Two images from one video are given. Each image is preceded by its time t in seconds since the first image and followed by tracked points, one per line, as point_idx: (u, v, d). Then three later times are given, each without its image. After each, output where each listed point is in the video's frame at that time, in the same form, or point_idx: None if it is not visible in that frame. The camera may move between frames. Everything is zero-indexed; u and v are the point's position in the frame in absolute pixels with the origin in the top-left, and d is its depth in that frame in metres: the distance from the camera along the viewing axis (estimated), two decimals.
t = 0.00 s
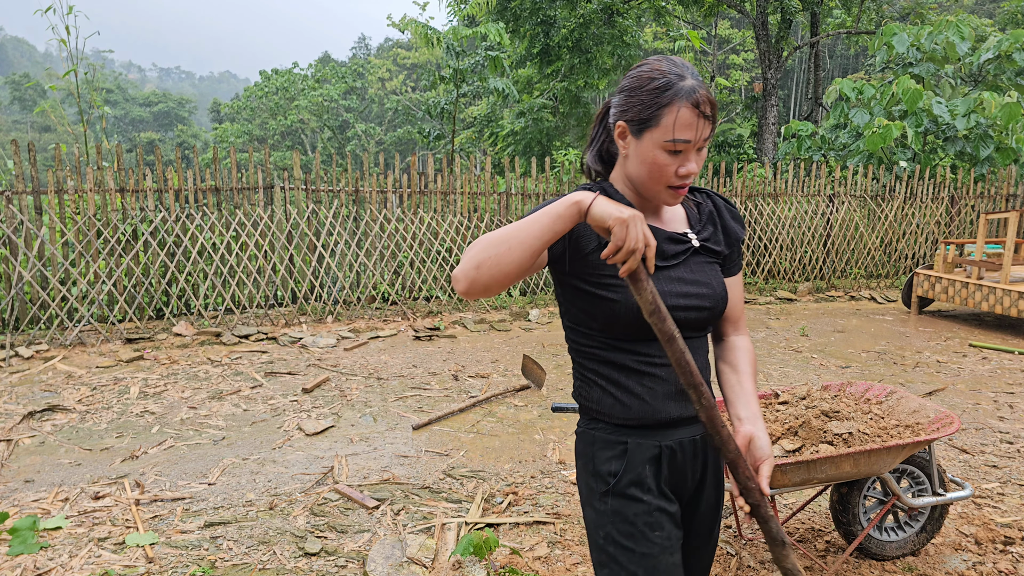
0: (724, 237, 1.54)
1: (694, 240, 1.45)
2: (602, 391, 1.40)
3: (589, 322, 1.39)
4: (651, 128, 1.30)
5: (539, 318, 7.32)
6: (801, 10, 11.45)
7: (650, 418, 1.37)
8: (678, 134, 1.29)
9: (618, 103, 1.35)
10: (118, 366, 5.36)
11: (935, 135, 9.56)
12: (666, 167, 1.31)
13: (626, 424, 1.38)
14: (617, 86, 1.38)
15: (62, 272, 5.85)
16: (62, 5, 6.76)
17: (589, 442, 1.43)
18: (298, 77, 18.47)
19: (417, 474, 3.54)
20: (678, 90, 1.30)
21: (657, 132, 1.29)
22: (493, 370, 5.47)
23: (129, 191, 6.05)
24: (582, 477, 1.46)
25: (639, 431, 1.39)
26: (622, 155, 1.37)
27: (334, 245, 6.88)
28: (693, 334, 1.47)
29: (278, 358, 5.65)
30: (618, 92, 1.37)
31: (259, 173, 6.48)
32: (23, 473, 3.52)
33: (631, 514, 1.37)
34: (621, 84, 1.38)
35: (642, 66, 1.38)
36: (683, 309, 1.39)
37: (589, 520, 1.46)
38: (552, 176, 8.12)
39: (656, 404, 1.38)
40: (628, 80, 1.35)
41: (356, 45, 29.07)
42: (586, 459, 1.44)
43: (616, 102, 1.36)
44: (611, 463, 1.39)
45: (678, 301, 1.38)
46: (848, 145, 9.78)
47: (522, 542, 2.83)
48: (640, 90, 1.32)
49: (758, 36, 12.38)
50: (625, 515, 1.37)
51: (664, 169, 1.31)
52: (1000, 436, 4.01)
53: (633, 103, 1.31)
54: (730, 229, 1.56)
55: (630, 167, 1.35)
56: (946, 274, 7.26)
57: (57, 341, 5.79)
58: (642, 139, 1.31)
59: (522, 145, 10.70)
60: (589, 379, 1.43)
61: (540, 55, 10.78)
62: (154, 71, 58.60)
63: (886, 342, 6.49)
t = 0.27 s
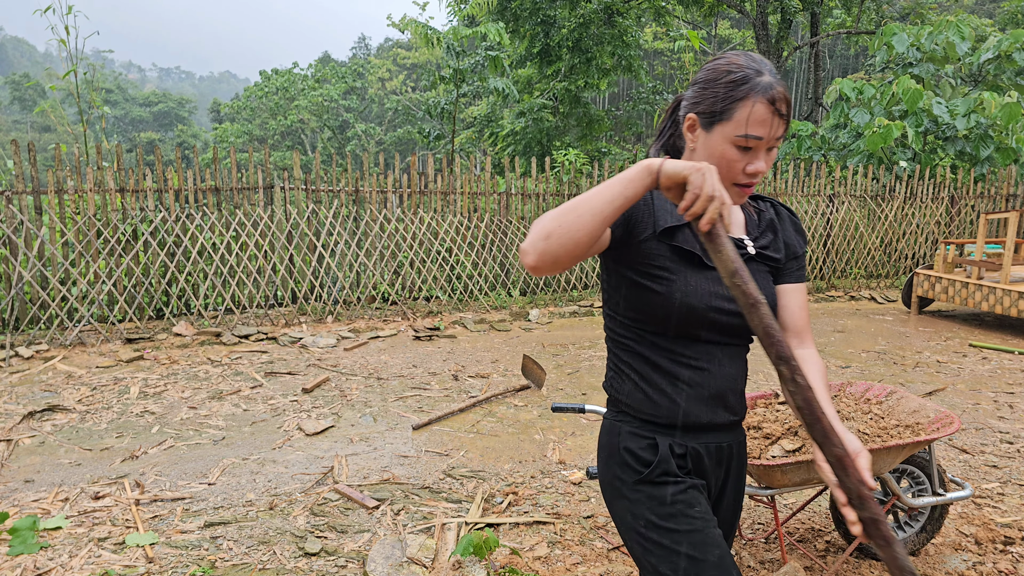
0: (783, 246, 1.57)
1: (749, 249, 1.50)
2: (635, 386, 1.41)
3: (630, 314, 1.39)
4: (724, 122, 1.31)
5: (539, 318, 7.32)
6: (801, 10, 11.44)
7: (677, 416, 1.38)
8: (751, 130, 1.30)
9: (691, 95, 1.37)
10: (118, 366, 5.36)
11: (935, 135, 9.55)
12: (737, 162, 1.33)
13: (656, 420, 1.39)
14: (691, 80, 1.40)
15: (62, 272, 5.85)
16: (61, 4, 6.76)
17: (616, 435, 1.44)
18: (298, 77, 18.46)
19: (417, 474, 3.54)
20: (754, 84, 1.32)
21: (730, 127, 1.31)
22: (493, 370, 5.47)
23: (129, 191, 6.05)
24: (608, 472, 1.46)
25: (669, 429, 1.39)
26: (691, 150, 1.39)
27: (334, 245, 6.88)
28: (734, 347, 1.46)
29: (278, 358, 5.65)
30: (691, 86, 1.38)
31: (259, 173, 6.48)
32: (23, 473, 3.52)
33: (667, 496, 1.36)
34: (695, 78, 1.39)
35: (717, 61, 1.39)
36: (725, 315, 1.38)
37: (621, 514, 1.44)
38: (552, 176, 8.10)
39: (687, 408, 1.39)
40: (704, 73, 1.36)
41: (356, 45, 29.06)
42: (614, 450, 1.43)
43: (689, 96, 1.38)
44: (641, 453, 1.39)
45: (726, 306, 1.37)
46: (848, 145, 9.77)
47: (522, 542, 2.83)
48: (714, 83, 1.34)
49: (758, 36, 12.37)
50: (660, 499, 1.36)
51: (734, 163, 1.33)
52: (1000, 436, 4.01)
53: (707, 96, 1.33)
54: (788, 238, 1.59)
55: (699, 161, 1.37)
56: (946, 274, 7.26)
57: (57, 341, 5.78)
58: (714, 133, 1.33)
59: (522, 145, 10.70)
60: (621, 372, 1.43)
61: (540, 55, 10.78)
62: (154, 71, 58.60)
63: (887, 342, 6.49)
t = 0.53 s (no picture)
0: (880, 293, 1.22)
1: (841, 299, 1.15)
2: (690, 443, 1.17)
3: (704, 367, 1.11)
4: (844, 133, 1.02)
5: (539, 318, 7.32)
6: (801, 10, 11.44)
7: (742, 481, 1.17)
8: (879, 147, 1.02)
9: (798, 105, 1.09)
10: (118, 366, 5.35)
11: (935, 135, 9.54)
12: (855, 182, 1.03)
13: (713, 480, 1.18)
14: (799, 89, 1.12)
15: (62, 272, 5.85)
16: (61, 4, 6.76)
17: (662, 486, 1.25)
18: (299, 77, 18.48)
19: (417, 474, 3.54)
20: (885, 94, 1.04)
21: (848, 142, 1.02)
22: (493, 370, 5.47)
23: (129, 191, 6.05)
24: (652, 514, 1.29)
25: (726, 489, 1.19)
26: (794, 168, 1.09)
27: (334, 245, 6.88)
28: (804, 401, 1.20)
29: (278, 358, 5.65)
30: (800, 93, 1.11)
31: (259, 173, 6.48)
32: (22, 473, 3.52)
33: (717, 562, 1.21)
34: (805, 87, 1.11)
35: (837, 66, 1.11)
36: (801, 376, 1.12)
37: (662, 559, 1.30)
38: (552, 175, 8.09)
39: (752, 470, 1.17)
40: (819, 78, 1.07)
41: (356, 44, 29.07)
42: (661, 501, 1.26)
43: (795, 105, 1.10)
44: (693, 516, 1.20)
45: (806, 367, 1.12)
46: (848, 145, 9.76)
47: (522, 543, 2.82)
48: (834, 90, 1.06)
49: (758, 36, 12.37)
50: (710, 563, 1.21)
51: (851, 183, 1.03)
52: (1001, 436, 4.01)
53: (825, 104, 1.05)
54: (885, 284, 1.24)
55: (803, 183, 1.07)
56: (947, 274, 7.26)
57: (57, 341, 5.78)
58: (829, 146, 1.03)
59: (522, 145, 10.70)
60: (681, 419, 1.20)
61: (540, 55, 10.78)
62: (154, 71, 58.60)
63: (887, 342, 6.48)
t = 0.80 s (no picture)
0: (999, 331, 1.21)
1: (956, 335, 1.14)
2: (750, 481, 1.23)
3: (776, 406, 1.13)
4: (999, 138, 0.96)
5: (539, 318, 7.32)
6: (802, 10, 11.44)
7: (794, 523, 1.21)
8: None
9: (943, 99, 1.02)
10: (118, 366, 5.36)
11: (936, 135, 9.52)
12: (1004, 192, 0.97)
13: (767, 516, 1.24)
14: (942, 79, 1.05)
15: (62, 272, 5.85)
16: (61, 4, 6.77)
17: (721, 512, 1.33)
18: (298, 77, 18.48)
19: (417, 474, 3.54)
20: None
21: (1003, 146, 0.96)
22: (493, 370, 5.47)
23: (129, 191, 6.05)
24: (709, 539, 1.38)
25: (780, 528, 1.23)
26: (929, 171, 1.03)
27: (334, 245, 6.89)
28: (893, 443, 1.17)
29: (278, 358, 5.65)
30: (945, 86, 1.03)
31: (259, 173, 6.48)
32: (23, 473, 3.52)
33: None
34: (949, 77, 1.04)
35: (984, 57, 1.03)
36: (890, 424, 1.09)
37: None
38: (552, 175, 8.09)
39: (809, 514, 1.19)
40: (966, 65, 1.01)
41: (357, 45, 29.08)
42: (718, 524, 1.34)
43: (939, 97, 1.03)
44: (743, 546, 1.28)
45: (899, 415, 1.08)
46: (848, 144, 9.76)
47: (522, 542, 2.83)
48: (987, 85, 0.99)
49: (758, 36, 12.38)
50: None
51: (1000, 194, 0.97)
52: (1001, 436, 4.01)
53: (978, 101, 0.98)
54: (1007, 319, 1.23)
55: (943, 188, 1.01)
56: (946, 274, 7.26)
57: (57, 341, 5.78)
58: (981, 150, 0.97)
59: (521, 145, 10.69)
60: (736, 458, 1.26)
61: (540, 55, 10.77)
62: (154, 71, 58.61)
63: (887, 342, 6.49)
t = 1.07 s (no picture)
0: None
1: (1017, 336, 1.03)
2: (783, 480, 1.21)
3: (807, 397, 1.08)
4: None
5: (539, 318, 7.33)
6: (802, 10, 11.45)
7: (823, 528, 1.17)
8: None
9: None
10: (118, 366, 5.36)
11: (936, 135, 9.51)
12: None
13: (805, 523, 1.19)
14: None
15: (62, 272, 5.85)
16: (62, 4, 6.78)
17: (760, 515, 1.30)
18: (299, 77, 18.49)
19: (417, 474, 3.55)
20: None
21: None
22: (493, 370, 5.48)
23: (129, 191, 6.06)
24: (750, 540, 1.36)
25: (810, 532, 1.19)
26: (1004, 157, 0.93)
27: (334, 245, 6.89)
28: (943, 450, 1.08)
29: (278, 357, 5.66)
30: None
31: (259, 173, 6.49)
32: (23, 473, 3.53)
33: None
34: None
35: None
36: (926, 424, 1.02)
37: None
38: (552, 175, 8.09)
39: (841, 520, 1.14)
40: None
41: (356, 45, 29.09)
42: (758, 526, 1.31)
43: None
44: (775, 546, 1.26)
45: (937, 415, 1.01)
46: (848, 144, 9.76)
47: (522, 542, 2.83)
48: None
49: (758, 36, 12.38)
50: None
51: None
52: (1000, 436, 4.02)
53: None
54: None
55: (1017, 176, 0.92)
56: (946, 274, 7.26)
57: (57, 341, 5.79)
58: None
59: (522, 145, 10.70)
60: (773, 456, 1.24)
61: (540, 55, 10.76)
62: (154, 71, 58.62)
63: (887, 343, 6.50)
